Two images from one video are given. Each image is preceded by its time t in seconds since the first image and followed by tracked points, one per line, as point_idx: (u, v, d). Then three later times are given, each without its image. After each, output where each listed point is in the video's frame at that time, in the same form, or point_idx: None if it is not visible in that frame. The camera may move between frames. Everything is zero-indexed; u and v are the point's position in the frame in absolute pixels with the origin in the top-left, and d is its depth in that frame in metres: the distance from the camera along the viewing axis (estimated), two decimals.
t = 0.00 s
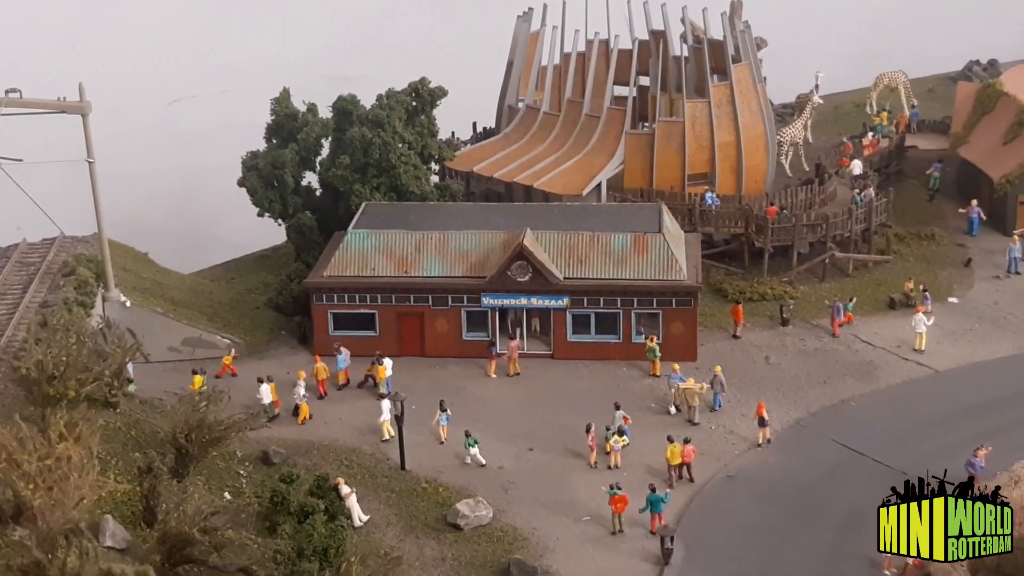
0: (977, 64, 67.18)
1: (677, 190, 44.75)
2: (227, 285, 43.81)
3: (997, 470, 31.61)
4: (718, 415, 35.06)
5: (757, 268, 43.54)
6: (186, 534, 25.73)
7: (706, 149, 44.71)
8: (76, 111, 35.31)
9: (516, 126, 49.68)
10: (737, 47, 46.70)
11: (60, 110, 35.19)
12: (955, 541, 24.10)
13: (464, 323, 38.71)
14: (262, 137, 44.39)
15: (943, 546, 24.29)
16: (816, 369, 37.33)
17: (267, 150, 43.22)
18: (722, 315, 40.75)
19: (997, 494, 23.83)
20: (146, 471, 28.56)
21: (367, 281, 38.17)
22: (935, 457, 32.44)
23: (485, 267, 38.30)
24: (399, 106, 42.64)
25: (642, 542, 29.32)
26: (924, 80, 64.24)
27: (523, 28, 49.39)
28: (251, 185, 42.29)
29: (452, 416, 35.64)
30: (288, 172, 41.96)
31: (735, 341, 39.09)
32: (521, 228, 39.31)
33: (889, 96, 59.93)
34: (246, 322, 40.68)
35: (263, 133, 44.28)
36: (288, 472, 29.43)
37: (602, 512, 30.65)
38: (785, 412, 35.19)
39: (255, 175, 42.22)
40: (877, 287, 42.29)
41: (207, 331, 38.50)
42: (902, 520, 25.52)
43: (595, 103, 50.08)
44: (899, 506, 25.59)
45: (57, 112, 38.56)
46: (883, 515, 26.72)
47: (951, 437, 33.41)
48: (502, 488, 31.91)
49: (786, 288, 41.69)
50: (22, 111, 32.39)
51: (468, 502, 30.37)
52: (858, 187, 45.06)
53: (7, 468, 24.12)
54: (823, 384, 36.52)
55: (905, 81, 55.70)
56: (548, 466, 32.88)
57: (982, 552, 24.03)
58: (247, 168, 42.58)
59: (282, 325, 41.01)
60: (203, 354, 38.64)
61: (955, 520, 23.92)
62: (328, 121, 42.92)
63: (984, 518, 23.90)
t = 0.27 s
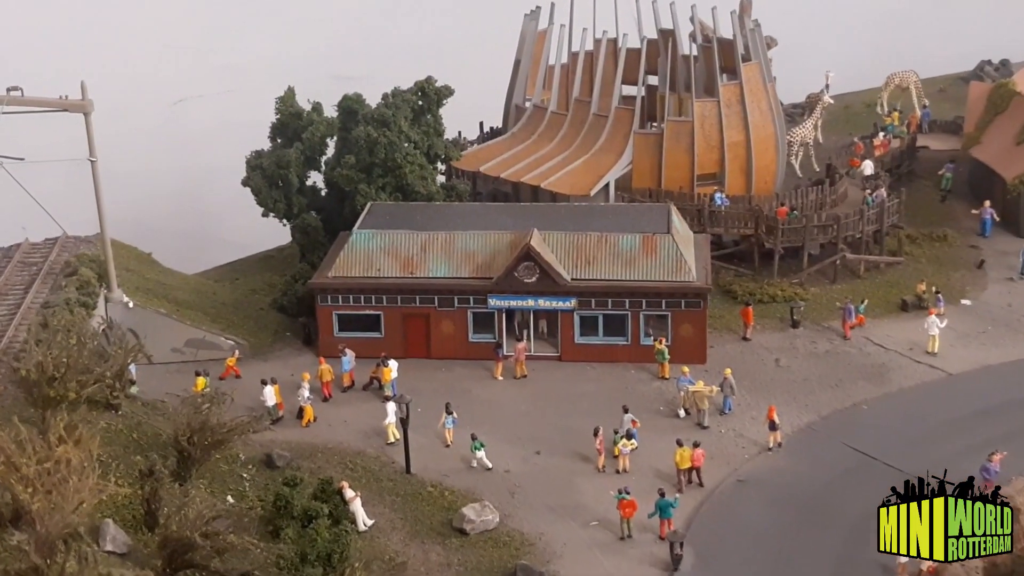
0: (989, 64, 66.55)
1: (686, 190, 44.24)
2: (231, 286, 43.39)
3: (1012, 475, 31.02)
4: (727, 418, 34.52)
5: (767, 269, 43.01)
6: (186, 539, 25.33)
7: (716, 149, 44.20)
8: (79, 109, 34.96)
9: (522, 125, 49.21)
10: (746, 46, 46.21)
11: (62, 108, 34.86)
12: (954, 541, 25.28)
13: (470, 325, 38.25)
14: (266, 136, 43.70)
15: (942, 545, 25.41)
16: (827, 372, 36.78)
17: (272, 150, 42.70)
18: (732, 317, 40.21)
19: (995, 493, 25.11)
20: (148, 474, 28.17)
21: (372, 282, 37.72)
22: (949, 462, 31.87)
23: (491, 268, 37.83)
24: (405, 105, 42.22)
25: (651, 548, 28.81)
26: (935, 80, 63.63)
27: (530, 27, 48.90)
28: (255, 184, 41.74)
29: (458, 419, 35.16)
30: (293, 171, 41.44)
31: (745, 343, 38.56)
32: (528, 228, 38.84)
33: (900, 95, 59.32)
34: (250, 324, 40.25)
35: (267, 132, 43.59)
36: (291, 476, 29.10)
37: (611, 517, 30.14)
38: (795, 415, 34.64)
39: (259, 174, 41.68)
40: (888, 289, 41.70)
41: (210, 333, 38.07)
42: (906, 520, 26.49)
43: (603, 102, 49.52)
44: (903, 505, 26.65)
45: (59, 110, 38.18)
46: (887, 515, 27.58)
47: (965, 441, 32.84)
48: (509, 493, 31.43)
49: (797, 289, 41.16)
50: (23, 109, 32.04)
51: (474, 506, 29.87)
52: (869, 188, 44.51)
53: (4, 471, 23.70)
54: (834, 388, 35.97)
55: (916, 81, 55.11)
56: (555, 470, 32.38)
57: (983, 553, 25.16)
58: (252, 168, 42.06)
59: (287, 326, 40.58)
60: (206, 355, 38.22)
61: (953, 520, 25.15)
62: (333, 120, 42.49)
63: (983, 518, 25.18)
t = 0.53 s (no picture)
0: (1004, 62, 65.65)
1: (698, 189, 43.56)
2: (236, 285, 42.84)
3: None
4: (740, 420, 33.81)
5: (780, 268, 42.30)
6: (187, 543, 24.82)
7: (727, 146, 43.49)
8: (81, 105, 34.46)
9: (531, 123, 48.58)
10: (759, 42, 45.49)
11: (64, 104, 34.35)
12: (954, 540, 25.35)
13: (477, 325, 37.61)
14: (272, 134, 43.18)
15: (942, 545, 25.44)
16: (842, 373, 36.03)
17: (277, 147, 42.16)
18: (744, 317, 39.49)
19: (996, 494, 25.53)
20: (148, 476, 27.69)
21: (378, 281, 37.12)
22: (967, 465, 31.10)
23: (499, 267, 37.19)
24: (412, 102, 41.63)
25: (662, 552, 28.13)
26: (950, 78, 62.80)
27: (539, 23, 48.26)
28: (260, 182, 41.23)
29: (465, 420, 34.53)
30: (298, 169, 40.91)
31: (758, 344, 37.83)
32: (537, 226, 38.20)
33: (915, 93, 58.52)
34: (255, 323, 39.68)
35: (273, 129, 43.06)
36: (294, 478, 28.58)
37: (620, 520, 29.47)
38: (810, 417, 33.91)
39: (264, 172, 41.15)
40: (904, 288, 40.90)
41: (214, 332, 37.52)
42: (905, 519, 26.43)
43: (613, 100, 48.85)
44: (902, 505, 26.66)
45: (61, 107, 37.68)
46: (885, 516, 27.50)
47: (983, 444, 32.06)
48: (517, 496, 30.77)
49: (810, 289, 40.43)
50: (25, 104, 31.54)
51: (481, 509, 29.22)
52: (884, 185, 43.75)
53: None
54: (849, 389, 35.22)
55: (931, 78, 54.31)
56: (564, 473, 31.73)
57: (980, 549, 25.69)
58: (256, 166, 41.53)
59: (292, 326, 40.00)
60: (209, 355, 37.66)
61: (953, 520, 25.18)
62: (339, 117, 41.89)
63: (984, 518, 25.50)
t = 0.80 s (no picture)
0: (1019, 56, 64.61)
1: (707, 185, 42.75)
2: (237, 283, 42.22)
3: None
4: (749, 422, 33.05)
5: (790, 267, 41.51)
6: (179, 551, 24.32)
7: (737, 142, 42.67)
8: (77, 101, 33.78)
9: (538, 118, 47.83)
10: (770, 36, 44.62)
11: (60, 99, 33.70)
12: (954, 541, 25.53)
13: (481, 324, 36.93)
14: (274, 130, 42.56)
15: (942, 545, 25.56)
16: (854, 374, 35.22)
17: (279, 143, 41.47)
18: (753, 316, 38.69)
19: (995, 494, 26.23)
20: (141, 480, 27.13)
21: (380, 279, 36.42)
22: (982, 470, 30.29)
23: (504, 265, 36.47)
24: (416, 97, 40.77)
25: (668, 559, 27.44)
26: (963, 72, 61.83)
27: (546, 17, 47.48)
28: (262, 179, 40.55)
29: (468, 422, 33.86)
30: (300, 165, 40.22)
31: (768, 344, 37.04)
32: (542, 224, 37.47)
33: (928, 88, 57.57)
34: (255, 323, 39.06)
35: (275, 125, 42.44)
36: (292, 481, 27.93)
37: (626, 526, 28.78)
38: (820, 420, 33.13)
39: (266, 168, 40.50)
40: (917, 287, 40.04)
41: (213, 332, 36.90)
42: (907, 519, 26.50)
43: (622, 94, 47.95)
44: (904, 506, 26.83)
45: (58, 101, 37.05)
46: (886, 517, 27.34)
47: (999, 448, 31.25)
48: (520, 500, 30.11)
49: (821, 288, 39.63)
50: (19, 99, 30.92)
51: (483, 514, 28.54)
52: (896, 182, 42.89)
53: None
54: (860, 391, 34.42)
55: (944, 73, 53.37)
56: (568, 476, 31.05)
57: (981, 552, 25.79)
58: (258, 162, 40.86)
59: (293, 325, 39.37)
60: (209, 355, 37.05)
61: (954, 520, 25.59)
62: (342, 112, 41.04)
63: (983, 518, 26.08)
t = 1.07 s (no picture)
0: None
1: (712, 181, 42.15)
2: (235, 279, 41.66)
3: None
4: (755, 420, 32.37)
5: (797, 263, 40.85)
6: (173, 549, 23.84)
7: (744, 138, 42.06)
8: (73, 91, 33.27)
9: (541, 113, 47.27)
10: (777, 31, 44.01)
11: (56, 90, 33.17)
12: (954, 541, 24.70)
13: (483, 320, 36.34)
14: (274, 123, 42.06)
15: (942, 545, 24.78)
16: (862, 372, 34.53)
17: (279, 137, 40.98)
18: (760, 314, 38.02)
19: (994, 493, 25.41)
20: (135, 476, 26.59)
21: (381, 275, 35.86)
22: (993, 470, 29.60)
23: (506, 261, 35.90)
24: (417, 90, 40.40)
25: (673, 559, 26.80)
26: (972, 70, 61.16)
27: (550, 10, 46.91)
28: (261, 173, 39.87)
29: (469, 419, 33.24)
30: (300, 159, 39.70)
31: (774, 342, 36.37)
32: (545, 218, 36.88)
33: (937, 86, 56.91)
34: (254, 318, 38.52)
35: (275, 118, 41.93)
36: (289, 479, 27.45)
37: (629, 525, 28.14)
38: (828, 418, 32.44)
39: (265, 162, 39.95)
40: (926, 285, 39.31)
41: (210, 327, 36.39)
42: (906, 519, 25.78)
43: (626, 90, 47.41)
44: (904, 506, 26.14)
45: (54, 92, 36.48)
46: (885, 516, 26.61)
47: (1011, 448, 30.54)
48: (522, 498, 29.49)
49: (829, 285, 38.94)
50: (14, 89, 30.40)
51: (483, 513, 27.92)
52: (905, 178, 42.19)
53: None
54: (869, 389, 33.72)
55: (953, 70, 52.71)
56: (570, 475, 30.42)
57: (979, 551, 24.97)
58: (257, 156, 40.23)
59: (292, 321, 38.81)
60: (207, 351, 36.52)
61: (954, 520, 24.76)
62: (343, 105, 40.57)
63: (983, 518, 25.23)
